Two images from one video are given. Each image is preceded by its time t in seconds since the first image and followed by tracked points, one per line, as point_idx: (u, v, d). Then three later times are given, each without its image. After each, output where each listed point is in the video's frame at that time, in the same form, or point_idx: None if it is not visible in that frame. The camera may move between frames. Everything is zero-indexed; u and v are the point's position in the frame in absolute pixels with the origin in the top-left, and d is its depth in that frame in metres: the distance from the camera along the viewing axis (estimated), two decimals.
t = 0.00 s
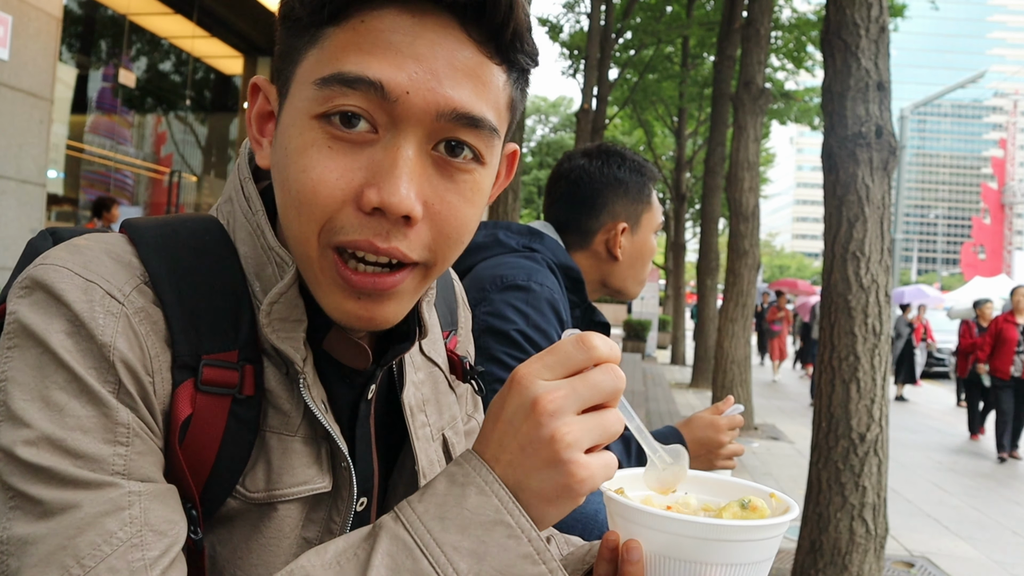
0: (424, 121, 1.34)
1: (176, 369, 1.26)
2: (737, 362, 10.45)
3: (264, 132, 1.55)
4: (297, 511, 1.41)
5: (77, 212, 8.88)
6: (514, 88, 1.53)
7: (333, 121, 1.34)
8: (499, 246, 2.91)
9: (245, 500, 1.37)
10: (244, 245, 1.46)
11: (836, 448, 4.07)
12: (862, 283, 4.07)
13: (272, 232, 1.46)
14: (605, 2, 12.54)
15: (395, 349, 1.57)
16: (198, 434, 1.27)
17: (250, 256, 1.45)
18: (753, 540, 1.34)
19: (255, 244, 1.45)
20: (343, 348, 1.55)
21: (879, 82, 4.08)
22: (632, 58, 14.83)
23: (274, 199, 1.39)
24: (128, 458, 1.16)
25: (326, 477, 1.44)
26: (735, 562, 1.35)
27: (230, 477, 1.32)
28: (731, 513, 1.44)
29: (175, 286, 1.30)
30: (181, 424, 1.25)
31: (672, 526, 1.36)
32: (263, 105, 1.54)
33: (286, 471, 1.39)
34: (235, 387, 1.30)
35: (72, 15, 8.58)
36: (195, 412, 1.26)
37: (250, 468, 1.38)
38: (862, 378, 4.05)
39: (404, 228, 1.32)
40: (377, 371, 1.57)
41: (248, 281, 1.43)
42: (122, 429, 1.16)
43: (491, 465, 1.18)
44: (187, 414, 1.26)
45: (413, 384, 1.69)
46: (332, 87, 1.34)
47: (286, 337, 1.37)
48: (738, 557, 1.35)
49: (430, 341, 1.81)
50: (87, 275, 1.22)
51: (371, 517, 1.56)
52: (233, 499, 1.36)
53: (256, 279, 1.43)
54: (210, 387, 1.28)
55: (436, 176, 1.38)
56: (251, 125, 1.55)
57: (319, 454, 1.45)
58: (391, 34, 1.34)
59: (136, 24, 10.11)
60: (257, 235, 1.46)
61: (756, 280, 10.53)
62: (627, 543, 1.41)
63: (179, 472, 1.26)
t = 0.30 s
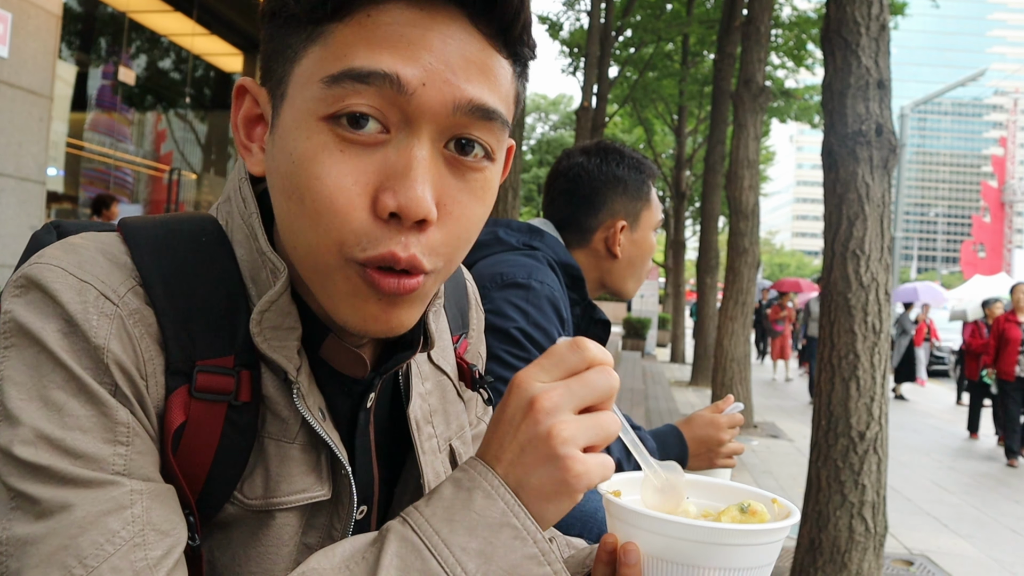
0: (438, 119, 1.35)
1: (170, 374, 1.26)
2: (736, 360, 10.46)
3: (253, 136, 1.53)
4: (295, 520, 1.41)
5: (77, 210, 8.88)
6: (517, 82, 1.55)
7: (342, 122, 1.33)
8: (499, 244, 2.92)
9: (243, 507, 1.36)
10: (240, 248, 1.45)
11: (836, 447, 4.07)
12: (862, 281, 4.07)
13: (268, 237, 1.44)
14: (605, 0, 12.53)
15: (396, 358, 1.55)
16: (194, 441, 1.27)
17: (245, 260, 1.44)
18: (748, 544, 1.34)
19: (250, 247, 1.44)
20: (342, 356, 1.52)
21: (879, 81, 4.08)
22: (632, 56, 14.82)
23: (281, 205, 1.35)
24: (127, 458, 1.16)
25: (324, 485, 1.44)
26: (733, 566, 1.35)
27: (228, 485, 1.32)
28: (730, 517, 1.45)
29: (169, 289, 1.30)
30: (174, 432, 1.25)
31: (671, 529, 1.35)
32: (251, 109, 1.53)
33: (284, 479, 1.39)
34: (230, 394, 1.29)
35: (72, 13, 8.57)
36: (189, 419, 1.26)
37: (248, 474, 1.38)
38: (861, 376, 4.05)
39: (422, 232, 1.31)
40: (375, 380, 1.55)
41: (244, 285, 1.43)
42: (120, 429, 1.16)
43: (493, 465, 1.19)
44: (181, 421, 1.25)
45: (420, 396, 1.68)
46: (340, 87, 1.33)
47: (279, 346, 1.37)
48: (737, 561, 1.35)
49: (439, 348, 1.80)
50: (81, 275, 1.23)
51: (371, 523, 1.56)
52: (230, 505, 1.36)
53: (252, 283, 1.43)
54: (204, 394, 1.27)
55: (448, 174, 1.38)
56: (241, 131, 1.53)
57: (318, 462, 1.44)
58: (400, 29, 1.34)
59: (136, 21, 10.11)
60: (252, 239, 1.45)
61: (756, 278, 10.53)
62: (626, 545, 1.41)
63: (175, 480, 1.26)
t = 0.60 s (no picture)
0: (413, 65, 1.36)
1: (164, 369, 1.25)
2: (739, 362, 10.45)
3: (234, 123, 1.52)
4: (292, 512, 1.42)
5: (79, 211, 8.89)
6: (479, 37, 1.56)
7: (322, 78, 1.33)
8: (500, 244, 2.92)
9: (239, 501, 1.36)
10: (232, 243, 1.44)
11: (838, 448, 4.06)
12: (864, 282, 4.07)
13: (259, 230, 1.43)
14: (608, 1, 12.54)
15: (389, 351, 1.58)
16: (189, 435, 1.27)
17: (237, 255, 1.42)
18: (758, 539, 1.35)
19: (242, 242, 1.43)
20: (334, 346, 1.55)
21: (881, 82, 4.07)
22: (634, 57, 14.82)
23: (270, 169, 1.34)
24: (123, 452, 1.16)
25: (320, 478, 1.44)
26: (736, 562, 1.35)
27: (224, 477, 1.32)
28: (733, 512, 1.46)
29: (163, 285, 1.30)
30: (170, 426, 1.25)
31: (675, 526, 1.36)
32: (232, 96, 1.52)
33: (279, 472, 1.39)
34: (224, 388, 1.29)
35: (76, 14, 8.58)
36: (184, 413, 1.26)
37: (243, 467, 1.38)
38: (863, 377, 4.04)
39: (410, 173, 1.32)
40: (368, 371, 1.57)
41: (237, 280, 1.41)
42: (114, 424, 1.16)
43: (513, 480, 1.15)
44: (176, 415, 1.25)
45: (411, 387, 1.67)
46: (317, 43, 1.33)
47: (272, 339, 1.36)
48: (740, 557, 1.35)
49: (433, 343, 1.76)
50: (75, 274, 1.22)
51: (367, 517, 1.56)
52: (227, 499, 1.36)
53: (244, 278, 1.41)
54: (198, 387, 1.27)
55: (428, 120, 1.38)
56: (222, 119, 1.53)
57: (313, 455, 1.44)
58: None
59: (138, 22, 10.13)
60: (243, 232, 1.43)
61: (759, 279, 10.51)
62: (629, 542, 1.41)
63: (171, 473, 1.26)
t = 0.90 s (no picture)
0: (387, 33, 1.38)
1: (166, 347, 1.25)
2: (739, 362, 10.46)
3: (232, 108, 1.51)
4: (287, 489, 1.40)
5: (80, 211, 8.88)
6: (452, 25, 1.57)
7: (301, 45, 1.35)
8: (500, 245, 2.92)
9: (236, 480, 1.35)
10: (230, 231, 1.45)
11: (839, 448, 4.06)
12: (865, 283, 4.07)
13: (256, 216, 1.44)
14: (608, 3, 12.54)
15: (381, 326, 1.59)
16: (189, 411, 1.26)
17: (235, 241, 1.43)
18: (759, 529, 1.34)
19: (240, 229, 1.44)
20: (329, 322, 1.55)
21: (882, 82, 4.07)
22: (634, 58, 14.83)
23: (255, 134, 1.36)
24: (127, 427, 1.15)
25: (315, 454, 1.42)
26: (746, 550, 1.35)
27: (222, 453, 1.31)
28: (744, 501, 1.45)
29: (165, 268, 1.30)
30: (171, 400, 1.24)
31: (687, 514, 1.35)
32: (230, 83, 1.51)
33: (274, 449, 1.37)
34: (223, 364, 1.29)
35: (77, 14, 8.59)
36: (185, 388, 1.25)
37: (239, 446, 1.36)
38: (864, 378, 4.04)
39: (387, 128, 1.34)
40: (362, 347, 1.57)
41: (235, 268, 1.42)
42: (118, 400, 1.15)
43: (529, 488, 1.17)
44: (177, 389, 1.25)
45: (397, 367, 1.64)
46: (297, 15, 1.36)
47: (272, 316, 1.37)
48: (751, 545, 1.35)
49: (416, 328, 1.77)
50: (80, 258, 1.22)
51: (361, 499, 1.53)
52: (223, 478, 1.34)
53: (243, 263, 1.42)
54: (199, 364, 1.27)
55: (404, 85, 1.40)
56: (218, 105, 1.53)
57: (307, 433, 1.42)
58: None
59: (139, 22, 10.14)
60: (240, 219, 1.44)
61: (759, 280, 10.51)
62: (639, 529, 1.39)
63: (172, 449, 1.25)
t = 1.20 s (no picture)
0: (426, 59, 1.37)
1: (172, 338, 1.26)
2: (737, 362, 10.47)
3: (249, 94, 1.47)
4: (287, 475, 1.40)
5: (78, 211, 8.86)
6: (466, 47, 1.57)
7: (345, 59, 1.33)
8: (498, 245, 2.92)
9: (237, 468, 1.35)
10: (228, 227, 1.45)
11: (837, 449, 4.06)
12: (863, 283, 4.07)
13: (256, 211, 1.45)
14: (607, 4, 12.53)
15: (372, 313, 1.58)
16: (194, 401, 1.27)
17: (234, 236, 1.44)
18: (771, 463, 1.34)
19: (239, 225, 1.44)
20: (329, 311, 1.54)
21: (881, 83, 4.08)
22: (633, 58, 14.84)
23: (286, 132, 1.33)
24: (135, 418, 1.15)
25: (313, 442, 1.42)
26: (768, 485, 1.35)
27: (224, 442, 1.32)
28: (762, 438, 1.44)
29: (168, 261, 1.31)
30: (177, 389, 1.25)
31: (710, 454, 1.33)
32: (250, 69, 1.47)
33: (275, 435, 1.38)
34: (225, 354, 1.30)
35: (76, 14, 8.58)
36: (191, 375, 1.26)
37: (240, 435, 1.37)
38: (862, 378, 4.05)
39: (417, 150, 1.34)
40: (360, 334, 1.57)
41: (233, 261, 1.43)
42: (126, 391, 1.15)
43: (535, 480, 1.14)
44: (183, 378, 1.25)
45: (379, 350, 1.64)
46: (344, 30, 1.34)
47: (278, 304, 1.38)
48: (772, 479, 1.35)
49: (397, 315, 1.77)
50: (85, 254, 1.22)
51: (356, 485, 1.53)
52: (224, 468, 1.35)
53: (243, 257, 1.43)
54: (203, 354, 1.28)
55: (433, 110, 1.39)
56: (238, 91, 1.48)
57: (307, 421, 1.43)
58: None
59: (137, 22, 10.14)
60: (240, 215, 1.45)
61: (757, 280, 10.51)
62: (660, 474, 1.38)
63: (178, 436, 1.26)
